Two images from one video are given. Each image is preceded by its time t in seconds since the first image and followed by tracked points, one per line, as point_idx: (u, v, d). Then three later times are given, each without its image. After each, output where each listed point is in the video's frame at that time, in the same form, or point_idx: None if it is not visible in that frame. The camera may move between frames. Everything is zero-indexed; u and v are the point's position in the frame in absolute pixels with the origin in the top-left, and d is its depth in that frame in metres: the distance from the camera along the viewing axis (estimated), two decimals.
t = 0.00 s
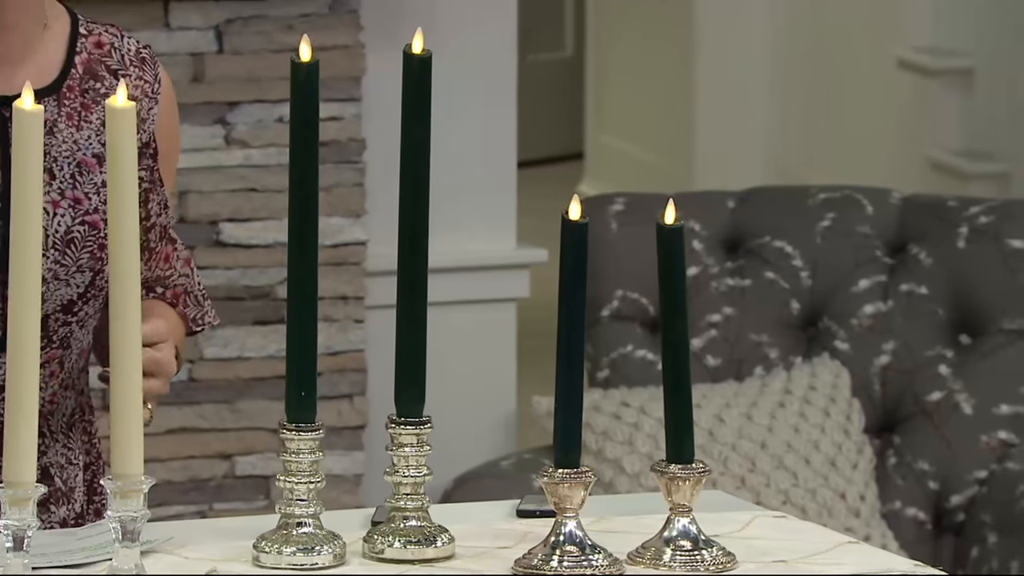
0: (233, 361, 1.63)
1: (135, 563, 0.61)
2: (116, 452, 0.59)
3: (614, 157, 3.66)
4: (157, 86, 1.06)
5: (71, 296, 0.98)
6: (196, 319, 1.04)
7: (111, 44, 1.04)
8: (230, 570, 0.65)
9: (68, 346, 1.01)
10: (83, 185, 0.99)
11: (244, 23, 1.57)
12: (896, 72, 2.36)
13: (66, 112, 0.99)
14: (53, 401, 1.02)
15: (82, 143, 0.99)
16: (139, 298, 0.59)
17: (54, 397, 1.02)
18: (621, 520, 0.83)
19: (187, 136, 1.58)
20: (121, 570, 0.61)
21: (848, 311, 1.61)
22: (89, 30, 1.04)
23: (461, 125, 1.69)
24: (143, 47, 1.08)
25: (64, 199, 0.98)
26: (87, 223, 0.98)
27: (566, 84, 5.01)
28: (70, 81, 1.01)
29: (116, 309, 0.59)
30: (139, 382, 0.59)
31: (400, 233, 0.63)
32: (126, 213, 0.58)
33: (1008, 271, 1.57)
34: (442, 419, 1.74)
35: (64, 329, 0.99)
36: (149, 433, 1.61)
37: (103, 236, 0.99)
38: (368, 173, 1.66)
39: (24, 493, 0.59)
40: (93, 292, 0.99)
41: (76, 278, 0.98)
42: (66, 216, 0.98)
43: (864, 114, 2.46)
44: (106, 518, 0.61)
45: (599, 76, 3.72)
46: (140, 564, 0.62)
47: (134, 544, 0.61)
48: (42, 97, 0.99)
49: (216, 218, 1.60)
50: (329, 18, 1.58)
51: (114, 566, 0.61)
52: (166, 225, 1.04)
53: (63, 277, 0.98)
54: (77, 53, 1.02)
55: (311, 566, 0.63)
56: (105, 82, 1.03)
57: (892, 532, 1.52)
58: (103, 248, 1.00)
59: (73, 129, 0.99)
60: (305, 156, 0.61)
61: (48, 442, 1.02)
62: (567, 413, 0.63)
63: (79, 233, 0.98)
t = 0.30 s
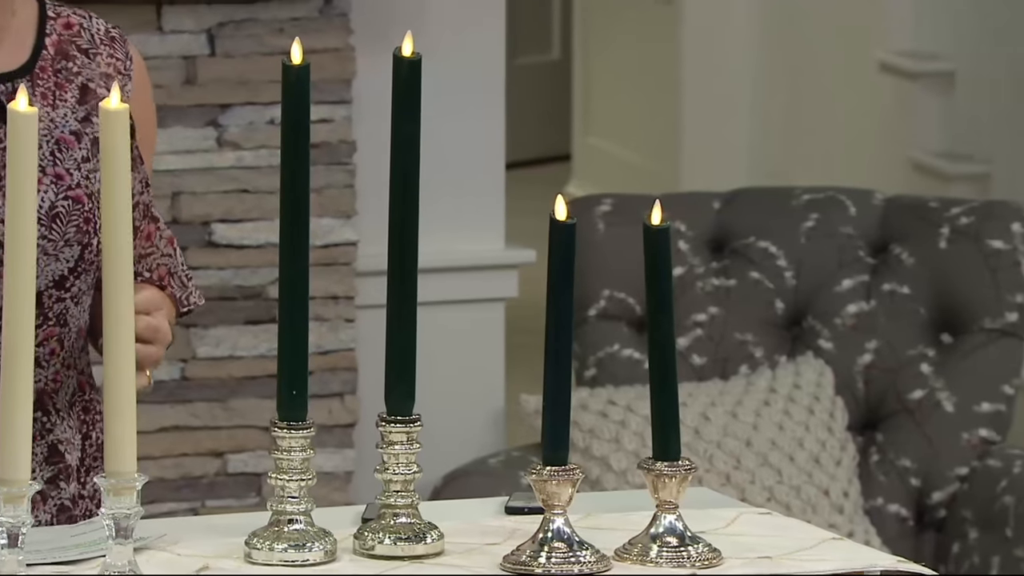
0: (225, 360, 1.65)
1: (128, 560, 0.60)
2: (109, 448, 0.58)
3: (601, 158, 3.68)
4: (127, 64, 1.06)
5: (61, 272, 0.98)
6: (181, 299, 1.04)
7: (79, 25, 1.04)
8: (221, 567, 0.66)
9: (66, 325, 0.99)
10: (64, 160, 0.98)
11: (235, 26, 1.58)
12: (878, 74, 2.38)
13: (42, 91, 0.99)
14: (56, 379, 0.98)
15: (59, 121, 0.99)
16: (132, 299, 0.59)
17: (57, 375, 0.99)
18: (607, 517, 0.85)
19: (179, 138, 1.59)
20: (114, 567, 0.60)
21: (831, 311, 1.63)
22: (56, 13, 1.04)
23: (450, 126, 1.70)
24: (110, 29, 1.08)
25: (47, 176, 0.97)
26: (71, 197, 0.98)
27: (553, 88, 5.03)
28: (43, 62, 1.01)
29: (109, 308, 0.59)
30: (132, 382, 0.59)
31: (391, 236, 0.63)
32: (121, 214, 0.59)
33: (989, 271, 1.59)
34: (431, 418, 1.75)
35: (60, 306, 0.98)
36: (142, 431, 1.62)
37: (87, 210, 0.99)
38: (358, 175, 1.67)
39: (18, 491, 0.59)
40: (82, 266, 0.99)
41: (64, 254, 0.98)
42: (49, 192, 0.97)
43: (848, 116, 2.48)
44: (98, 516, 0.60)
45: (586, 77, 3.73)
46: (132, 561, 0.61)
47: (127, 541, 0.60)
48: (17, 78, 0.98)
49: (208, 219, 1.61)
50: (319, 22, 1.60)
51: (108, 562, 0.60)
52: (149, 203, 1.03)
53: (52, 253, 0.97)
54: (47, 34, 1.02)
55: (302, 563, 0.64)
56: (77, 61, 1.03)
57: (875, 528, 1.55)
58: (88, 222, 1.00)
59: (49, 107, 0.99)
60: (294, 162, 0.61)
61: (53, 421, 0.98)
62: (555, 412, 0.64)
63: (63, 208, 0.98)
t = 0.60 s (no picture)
0: (221, 359, 1.65)
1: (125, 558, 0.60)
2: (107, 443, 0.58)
3: (594, 159, 3.68)
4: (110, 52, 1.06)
5: (54, 250, 1.00)
6: (173, 287, 1.07)
7: (59, 18, 1.04)
8: (216, 565, 0.66)
9: (64, 306, 1.00)
10: (49, 143, 1.00)
11: (231, 28, 1.59)
12: (871, 75, 2.40)
13: (24, 80, 1.01)
14: (57, 361, 0.99)
15: (42, 107, 1.00)
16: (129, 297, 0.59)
17: (58, 357, 0.99)
18: (600, 515, 0.86)
19: (175, 138, 1.60)
20: (111, 565, 0.60)
21: (823, 311, 1.64)
22: (35, 6, 1.04)
23: (445, 126, 1.71)
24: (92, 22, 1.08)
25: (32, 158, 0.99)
26: (59, 177, 1.00)
27: (547, 89, 5.04)
28: (24, 51, 1.01)
29: (106, 307, 0.59)
30: (129, 380, 0.59)
31: (385, 239, 0.64)
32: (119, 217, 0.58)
33: (979, 271, 1.60)
34: (426, 417, 1.76)
35: (57, 286, 1.00)
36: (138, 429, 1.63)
37: (76, 189, 1.01)
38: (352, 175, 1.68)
39: (15, 489, 0.58)
40: (75, 245, 1.01)
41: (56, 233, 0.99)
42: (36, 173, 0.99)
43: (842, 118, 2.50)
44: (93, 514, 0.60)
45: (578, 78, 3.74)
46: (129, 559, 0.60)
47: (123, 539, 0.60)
48: None
49: (203, 219, 1.62)
50: (315, 23, 1.60)
51: (104, 560, 0.60)
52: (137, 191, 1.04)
53: (44, 231, 0.99)
54: (28, 26, 1.02)
55: (297, 561, 0.64)
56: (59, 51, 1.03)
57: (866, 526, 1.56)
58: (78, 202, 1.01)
59: (32, 95, 1.00)
60: (290, 165, 0.62)
61: (57, 403, 0.99)
62: (549, 412, 0.64)
63: (51, 187, 1.00)
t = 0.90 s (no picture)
0: (220, 359, 1.65)
1: (124, 558, 0.60)
2: (106, 443, 0.58)
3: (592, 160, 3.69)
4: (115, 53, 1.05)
5: (55, 240, 0.98)
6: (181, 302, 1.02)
7: (63, 18, 1.04)
8: (215, 564, 0.66)
9: (66, 299, 0.99)
10: (52, 134, 0.99)
11: (230, 28, 1.59)
12: (869, 76, 2.40)
13: (26, 73, 1.00)
14: (57, 350, 0.98)
15: (45, 100, 0.99)
16: (128, 296, 0.59)
17: (58, 348, 0.98)
18: (598, 514, 0.86)
19: (174, 138, 1.60)
20: (110, 565, 0.60)
21: (820, 310, 1.64)
22: (38, 7, 1.03)
23: (444, 125, 1.71)
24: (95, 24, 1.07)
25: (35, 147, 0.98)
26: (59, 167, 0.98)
27: (545, 88, 5.05)
28: (26, 47, 1.01)
29: (104, 306, 0.58)
30: (128, 377, 0.59)
31: (384, 238, 0.64)
32: (118, 213, 0.58)
33: (976, 271, 1.60)
34: (424, 416, 1.76)
35: (57, 276, 0.98)
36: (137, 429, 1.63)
37: (78, 179, 0.99)
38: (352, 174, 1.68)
39: (14, 489, 0.57)
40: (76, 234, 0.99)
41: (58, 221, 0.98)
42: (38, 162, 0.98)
43: (840, 117, 2.50)
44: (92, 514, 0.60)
45: (576, 79, 3.74)
46: (129, 558, 0.60)
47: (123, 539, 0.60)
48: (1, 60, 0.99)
49: (202, 219, 1.62)
50: (313, 23, 1.60)
51: (103, 559, 0.59)
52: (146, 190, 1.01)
53: (44, 220, 0.98)
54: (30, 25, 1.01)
55: (296, 561, 0.64)
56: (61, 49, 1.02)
57: (863, 525, 1.57)
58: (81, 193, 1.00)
59: (34, 89, 0.99)
60: (289, 167, 0.62)
61: (55, 393, 0.97)
62: (547, 411, 0.64)
63: (52, 176, 0.98)
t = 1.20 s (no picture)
0: (219, 359, 1.65)
1: (123, 558, 0.60)
2: (106, 444, 0.58)
3: (593, 160, 3.69)
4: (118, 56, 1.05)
5: (60, 240, 0.97)
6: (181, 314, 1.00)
7: (67, 21, 1.04)
8: (215, 565, 0.66)
9: (71, 300, 0.98)
10: (54, 136, 0.99)
11: (229, 28, 1.59)
12: (868, 76, 2.40)
13: (30, 76, 1.00)
14: (64, 352, 0.97)
15: (48, 102, 1.00)
16: (127, 296, 0.59)
17: (64, 349, 0.98)
18: (598, 514, 0.86)
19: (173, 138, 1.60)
20: (110, 565, 0.59)
21: (820, 310, 1.64)
22: (43, 10, 1.04)
23: (443, 124, 1.71)
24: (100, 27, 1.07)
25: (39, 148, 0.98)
26: (62, 168, 0.98)
27: (545, 88, 5.05)
28: (30, 50, 1.01)
29: (104, 306, 0.58)
30: (128, 377, 0.59)
31: (384, 236, 0.64)
32: (118, 213, 0.58)
33: (976, 271, 1.60)
34: (424, 416, 1.76)
35: (62, 276, 0.97)
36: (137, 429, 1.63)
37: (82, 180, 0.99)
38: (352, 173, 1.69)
39: (14, 490, 0.57)
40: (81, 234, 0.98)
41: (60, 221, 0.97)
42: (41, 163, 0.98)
43: (840, 117, 2.50)
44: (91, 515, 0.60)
45: (576, 80, 3.74)
46: (128, 558, 0.60)
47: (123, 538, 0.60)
48: (5, 62, 1.00)
49: (202, 219, 1.62)
50: (313, 23, 1.60)
51: (103, 559, 0.59)
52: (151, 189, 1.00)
53: (49, 220, 0.97)
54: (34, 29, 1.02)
55: (296, 561, 0.64)
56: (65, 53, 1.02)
57: (863, 524, 1.57)
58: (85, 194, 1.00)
59: (37, 91, 1.00)
60: (289, 166, 0.62)
61: (63, 393, 0.97)
62: (547, 411, 0.64)
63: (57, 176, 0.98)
